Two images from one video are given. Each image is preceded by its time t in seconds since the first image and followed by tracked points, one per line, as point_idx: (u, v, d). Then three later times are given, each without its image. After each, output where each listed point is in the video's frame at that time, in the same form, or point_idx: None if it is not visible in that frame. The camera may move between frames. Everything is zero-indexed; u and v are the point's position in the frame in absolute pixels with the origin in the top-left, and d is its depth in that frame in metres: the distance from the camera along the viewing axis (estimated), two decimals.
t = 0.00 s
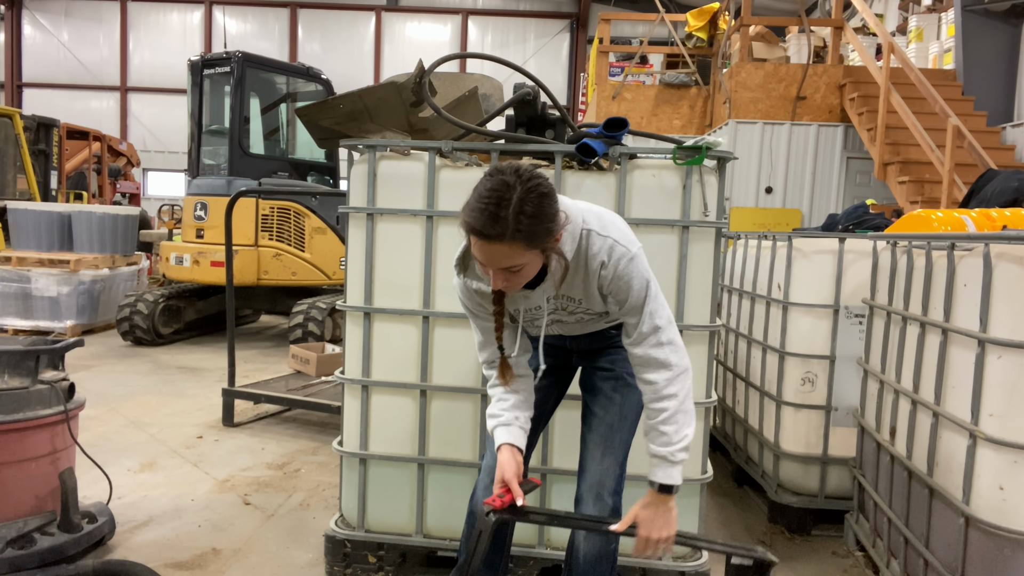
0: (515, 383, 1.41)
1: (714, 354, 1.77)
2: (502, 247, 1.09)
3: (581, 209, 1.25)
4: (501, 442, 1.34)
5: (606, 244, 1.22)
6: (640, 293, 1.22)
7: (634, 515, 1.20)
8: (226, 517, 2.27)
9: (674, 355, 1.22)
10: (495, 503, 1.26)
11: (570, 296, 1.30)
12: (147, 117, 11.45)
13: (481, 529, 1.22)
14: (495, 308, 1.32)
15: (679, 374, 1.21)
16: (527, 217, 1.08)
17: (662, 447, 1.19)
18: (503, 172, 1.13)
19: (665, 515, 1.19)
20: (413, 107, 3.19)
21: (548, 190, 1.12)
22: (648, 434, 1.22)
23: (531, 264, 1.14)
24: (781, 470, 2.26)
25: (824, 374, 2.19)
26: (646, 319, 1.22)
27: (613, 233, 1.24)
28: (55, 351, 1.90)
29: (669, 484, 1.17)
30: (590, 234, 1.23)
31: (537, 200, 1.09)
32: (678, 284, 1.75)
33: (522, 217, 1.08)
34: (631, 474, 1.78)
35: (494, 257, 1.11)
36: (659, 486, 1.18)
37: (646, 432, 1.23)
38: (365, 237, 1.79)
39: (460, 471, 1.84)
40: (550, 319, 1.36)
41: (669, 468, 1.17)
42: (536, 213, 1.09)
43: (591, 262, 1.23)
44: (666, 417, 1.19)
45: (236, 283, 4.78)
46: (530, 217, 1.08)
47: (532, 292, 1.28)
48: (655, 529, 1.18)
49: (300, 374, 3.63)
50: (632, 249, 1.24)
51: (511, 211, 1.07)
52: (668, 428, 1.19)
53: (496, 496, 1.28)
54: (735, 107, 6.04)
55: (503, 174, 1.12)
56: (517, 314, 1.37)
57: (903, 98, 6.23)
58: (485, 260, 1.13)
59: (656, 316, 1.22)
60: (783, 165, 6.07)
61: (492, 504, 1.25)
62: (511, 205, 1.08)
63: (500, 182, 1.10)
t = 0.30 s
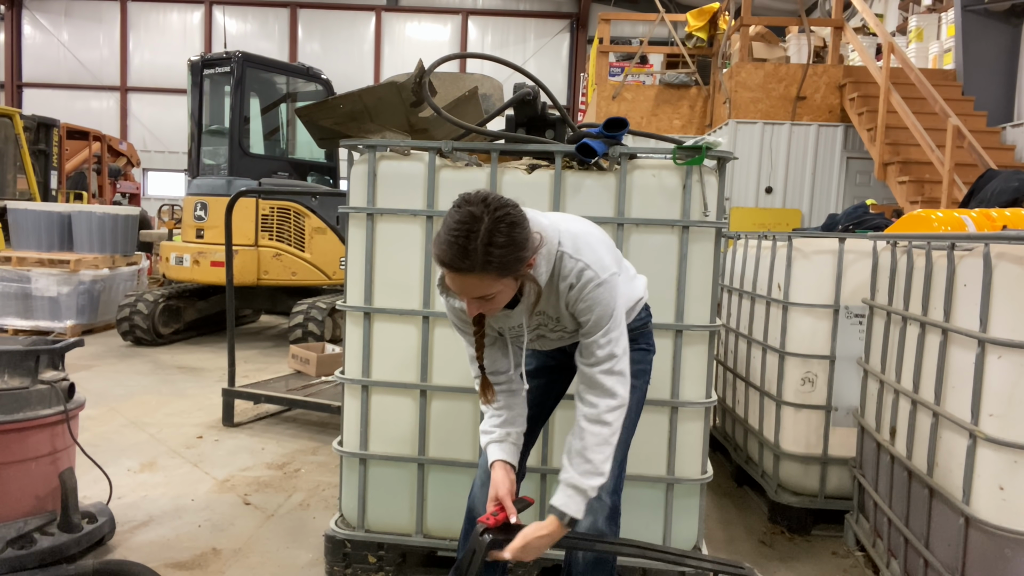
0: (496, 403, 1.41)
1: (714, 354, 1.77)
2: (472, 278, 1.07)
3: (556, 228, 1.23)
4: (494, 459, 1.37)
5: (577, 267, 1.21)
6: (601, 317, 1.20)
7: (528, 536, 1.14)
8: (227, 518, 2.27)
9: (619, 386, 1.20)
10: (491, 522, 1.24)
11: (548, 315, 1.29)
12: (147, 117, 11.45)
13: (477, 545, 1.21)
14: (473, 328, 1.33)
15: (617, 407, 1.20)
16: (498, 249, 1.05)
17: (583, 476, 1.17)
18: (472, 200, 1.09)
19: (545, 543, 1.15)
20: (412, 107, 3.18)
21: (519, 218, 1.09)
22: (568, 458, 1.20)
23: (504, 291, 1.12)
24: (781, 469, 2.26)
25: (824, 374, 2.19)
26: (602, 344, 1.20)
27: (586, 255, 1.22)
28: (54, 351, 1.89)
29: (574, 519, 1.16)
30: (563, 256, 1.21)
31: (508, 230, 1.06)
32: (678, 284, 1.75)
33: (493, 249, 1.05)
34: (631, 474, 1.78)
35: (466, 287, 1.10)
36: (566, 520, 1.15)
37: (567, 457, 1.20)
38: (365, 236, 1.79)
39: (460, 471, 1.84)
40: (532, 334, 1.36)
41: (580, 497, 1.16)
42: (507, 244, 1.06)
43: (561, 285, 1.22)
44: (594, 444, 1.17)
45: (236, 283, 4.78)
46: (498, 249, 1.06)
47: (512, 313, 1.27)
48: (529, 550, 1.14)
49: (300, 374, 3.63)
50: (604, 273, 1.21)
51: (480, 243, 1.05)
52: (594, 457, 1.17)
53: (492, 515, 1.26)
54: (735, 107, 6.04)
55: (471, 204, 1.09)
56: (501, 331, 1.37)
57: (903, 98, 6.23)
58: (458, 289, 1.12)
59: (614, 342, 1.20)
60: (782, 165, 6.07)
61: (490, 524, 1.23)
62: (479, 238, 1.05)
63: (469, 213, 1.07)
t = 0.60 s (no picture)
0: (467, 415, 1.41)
1: (714, 354, 1.77)
2: (443, 302, 1.06)
3: (530, 245, 1.19)
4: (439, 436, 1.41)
5: (547, 288, 1.17)
6: (572, 338, 1.17)
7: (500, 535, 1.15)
8: (227, 518, 2.27)
9: (602, 408, 1.17)
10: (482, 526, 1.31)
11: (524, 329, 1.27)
12: (147, 117, 11.45)
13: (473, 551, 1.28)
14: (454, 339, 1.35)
15: (603, 429, 1.17)
16: (472, 275, 1.03)
17: (562, 493, 1.16)
18: (447, 223, 1.07)
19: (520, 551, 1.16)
20: (412, 107, 3.18)
21: (496, 243, 1.06)
22: (552, 471, 1.19)
23: (479, 314, 1.10)
24: (781, 470, 2.26)
25: (824, 374, 2.19)
26: (578, 366, 1.17)
27: (558, 275, 1.18)
28: (55, 351, 1.89)
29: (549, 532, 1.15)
30: (535, 276, 1.18)
31: (484, 255, 1.04)
32: (678, 284, 1.75)
33: (466, 275, 1.03)
34: (632, 474, 1.78)
35: (439, 312, 1.08)
36: (540, 534, 1.15)
37: (551, 472, 1.19)
38: (365, 236, 1.79)
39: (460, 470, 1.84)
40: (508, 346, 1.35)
41: (558, 513, 1.16)
42: (481, 270, 1.03)
43: (532, 304, 1.19)
44: (576, 463, 1.15)
45: (236, 283, 4.78)
46: (472, 275, 1.03)
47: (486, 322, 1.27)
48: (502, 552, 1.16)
49: (300, 374, 3.63)
50: (575, 294, 1.17)
51: (453, 270, 1.03)
52: (575, 476, 1.15)
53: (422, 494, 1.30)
54: (735, 107, 6.03)
55: (446, 226, 1.06)
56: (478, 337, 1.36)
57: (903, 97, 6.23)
58: (432, 313, 1.10)
59: (591, 362, 1.17)
60: (782, 165, 6.07)
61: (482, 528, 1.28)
62: (452, 264, 1.03)
63: (443, 237, 1.04)
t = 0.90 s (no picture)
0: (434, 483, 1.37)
1: (714, 354, 1.77)
2: (419, 386, 1.03)
3: (497, 299, 1.17)
4: None
5: (524, 334, 1.16)
6: (562, 375, 1.17)
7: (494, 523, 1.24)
8: (227, 518, 2.27)
9: (609, 429, 1.20)
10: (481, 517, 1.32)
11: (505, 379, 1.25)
12: (147, 117, 11.45)
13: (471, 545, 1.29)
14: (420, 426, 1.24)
15: (616, 444, 1.20)
16: (445, 356, 1.01)
17: (569, 494, 1.20)
18: (417, 301, 1.04)
19: (518, 545, 1.24)
20: (412, 106, 3.18)
21: (467, 318, 1.03)
22: (562, 470, 1.22)
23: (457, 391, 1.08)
24: (781, 469, 2.26)
25: (824, 374, 2.19)
26: (576, 398, 1.18)
27: (531, 318, 1.17)
28: (54, 351, 1.89)
29: (547, 530, 1.21)
30: (509, 327, 1.16)
31: (456, 334, 1.01)
32: (678, 284, 1.75)
33: (438, 358, 1.01)
34: (632, 474, 1.78)
35: (415, 393, 1.06)
36: (540, 529, 1.21)
37: (560, 472, 1.22)
38: (365, 236, 1.79)
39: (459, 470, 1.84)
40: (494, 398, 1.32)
41: (562, 510, 1.20)
42: (454, 349, 1.01)
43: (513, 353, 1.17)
44: (588, 471, 1.19)
45: (236, 283, 4.78)
46: (443, 356, 1.01)
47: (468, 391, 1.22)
48: (499, 546, 1.24)
49: (300, 374, 3.63)
50: (551, 332, 1.17)
51: (425, 355, 1.01)
52: (586, 483, 1.20)
53: None
54: (735, 107, 6.03)
55: (414, 307, 1.03)
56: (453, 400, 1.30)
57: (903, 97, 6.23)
58: (408, 394, 1.07)
59: (584, 390, 1.18)
60: (782, 165, 6.07)
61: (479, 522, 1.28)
62: (421, 346, 1.01)
63: (411, 319, 1.02)
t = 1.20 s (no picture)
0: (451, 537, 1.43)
1: (714, 354, 1.77)
2: (413, 440, 1.06)
3: (484, 342, 1.18)
4: None
5: (513, 373, 1.17)
6: (555, 406, 1.19)
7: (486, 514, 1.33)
8: (227, 518, 2.27)
9: (610, 454, 1.20)
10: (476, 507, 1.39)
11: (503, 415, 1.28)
12: (147, 117, 11.46)
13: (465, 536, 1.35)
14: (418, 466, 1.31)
15: (620, 467, 1.21)
16: (435, 412, 1.03)
17: (566, 504, 1.23)
18: (405, 358, 1.06)
19: (511, 535, 1.31)
20: (412, 106, 3.18)
21: (454, 372, 1.05)
22: (563, 482, 1.26)
23: (451, 439, 1.11)
24: (781, 469, 2.26)
25: (824, 374, 2.19)
26: (572, 429, 1.19)
27: (520, 356, 1.18)
28: (54, 351, 1.89)
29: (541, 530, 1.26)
30: (498, 368, 1.17)
31: (445, 391, 1.03)
32: (678, 284, 1.75)
33: (429, 415, 1.03)
34: (632, 474, 1.78)
35: (411, 447, 1.09)
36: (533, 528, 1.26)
37: (561, 483, 1.26)
38: (365, 236, 1.80)
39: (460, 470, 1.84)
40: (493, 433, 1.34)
41: (556, 516, 1.25)
42: (444, 405, 1.03)
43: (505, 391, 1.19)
44: (590, 489, 1.21)
45: (236, 283, 4.78)
46: (434, 411, 1.03)
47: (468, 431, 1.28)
48: (489, 535, 1.32)
49: (300, 374, 3.63)
50: (539, 369, 1.17)
51: (416, 414, 1.03)
52: (585, 499, 1.22)
53: None
54: (735, 107, 6.03)
55: (402, 363, 1.06)
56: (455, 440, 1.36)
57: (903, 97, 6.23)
58: (404, 448, 1.10)
59: (579, 420, 1.19)
60: (782, 166, 6.07)
61: (474, 510, 1.36)
62: (412, 404, 1.03)
63: (400, 377, 1.05)
